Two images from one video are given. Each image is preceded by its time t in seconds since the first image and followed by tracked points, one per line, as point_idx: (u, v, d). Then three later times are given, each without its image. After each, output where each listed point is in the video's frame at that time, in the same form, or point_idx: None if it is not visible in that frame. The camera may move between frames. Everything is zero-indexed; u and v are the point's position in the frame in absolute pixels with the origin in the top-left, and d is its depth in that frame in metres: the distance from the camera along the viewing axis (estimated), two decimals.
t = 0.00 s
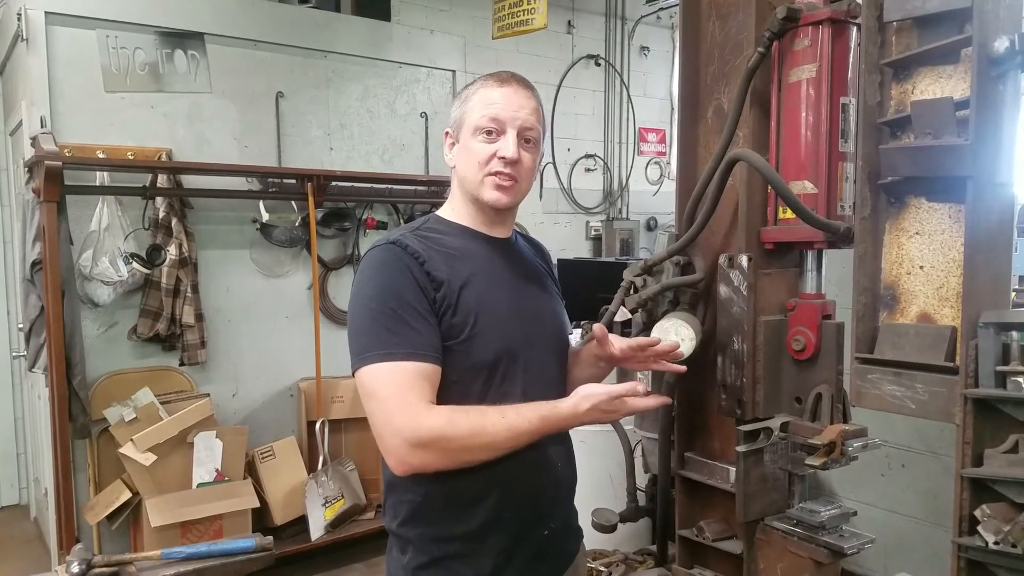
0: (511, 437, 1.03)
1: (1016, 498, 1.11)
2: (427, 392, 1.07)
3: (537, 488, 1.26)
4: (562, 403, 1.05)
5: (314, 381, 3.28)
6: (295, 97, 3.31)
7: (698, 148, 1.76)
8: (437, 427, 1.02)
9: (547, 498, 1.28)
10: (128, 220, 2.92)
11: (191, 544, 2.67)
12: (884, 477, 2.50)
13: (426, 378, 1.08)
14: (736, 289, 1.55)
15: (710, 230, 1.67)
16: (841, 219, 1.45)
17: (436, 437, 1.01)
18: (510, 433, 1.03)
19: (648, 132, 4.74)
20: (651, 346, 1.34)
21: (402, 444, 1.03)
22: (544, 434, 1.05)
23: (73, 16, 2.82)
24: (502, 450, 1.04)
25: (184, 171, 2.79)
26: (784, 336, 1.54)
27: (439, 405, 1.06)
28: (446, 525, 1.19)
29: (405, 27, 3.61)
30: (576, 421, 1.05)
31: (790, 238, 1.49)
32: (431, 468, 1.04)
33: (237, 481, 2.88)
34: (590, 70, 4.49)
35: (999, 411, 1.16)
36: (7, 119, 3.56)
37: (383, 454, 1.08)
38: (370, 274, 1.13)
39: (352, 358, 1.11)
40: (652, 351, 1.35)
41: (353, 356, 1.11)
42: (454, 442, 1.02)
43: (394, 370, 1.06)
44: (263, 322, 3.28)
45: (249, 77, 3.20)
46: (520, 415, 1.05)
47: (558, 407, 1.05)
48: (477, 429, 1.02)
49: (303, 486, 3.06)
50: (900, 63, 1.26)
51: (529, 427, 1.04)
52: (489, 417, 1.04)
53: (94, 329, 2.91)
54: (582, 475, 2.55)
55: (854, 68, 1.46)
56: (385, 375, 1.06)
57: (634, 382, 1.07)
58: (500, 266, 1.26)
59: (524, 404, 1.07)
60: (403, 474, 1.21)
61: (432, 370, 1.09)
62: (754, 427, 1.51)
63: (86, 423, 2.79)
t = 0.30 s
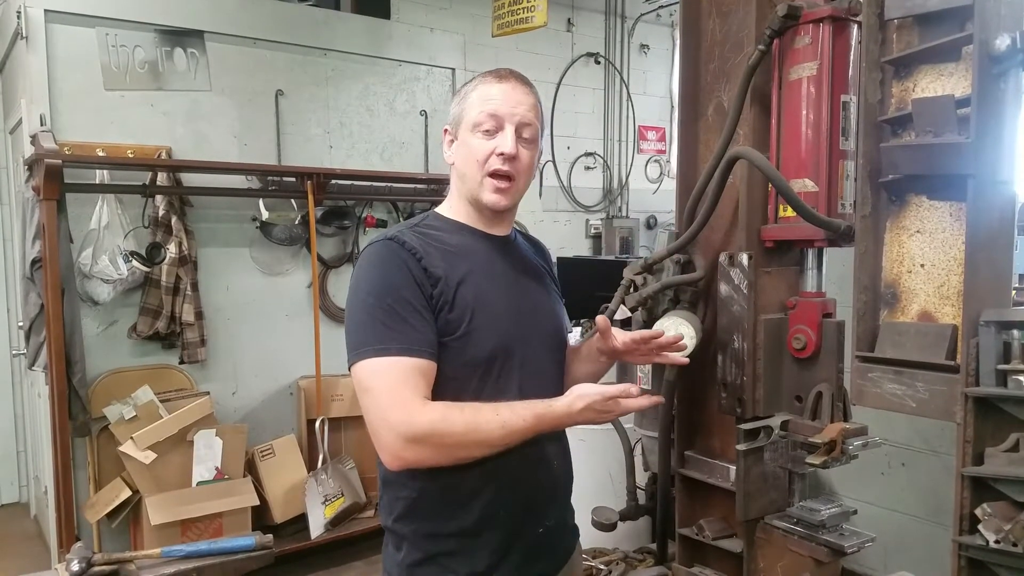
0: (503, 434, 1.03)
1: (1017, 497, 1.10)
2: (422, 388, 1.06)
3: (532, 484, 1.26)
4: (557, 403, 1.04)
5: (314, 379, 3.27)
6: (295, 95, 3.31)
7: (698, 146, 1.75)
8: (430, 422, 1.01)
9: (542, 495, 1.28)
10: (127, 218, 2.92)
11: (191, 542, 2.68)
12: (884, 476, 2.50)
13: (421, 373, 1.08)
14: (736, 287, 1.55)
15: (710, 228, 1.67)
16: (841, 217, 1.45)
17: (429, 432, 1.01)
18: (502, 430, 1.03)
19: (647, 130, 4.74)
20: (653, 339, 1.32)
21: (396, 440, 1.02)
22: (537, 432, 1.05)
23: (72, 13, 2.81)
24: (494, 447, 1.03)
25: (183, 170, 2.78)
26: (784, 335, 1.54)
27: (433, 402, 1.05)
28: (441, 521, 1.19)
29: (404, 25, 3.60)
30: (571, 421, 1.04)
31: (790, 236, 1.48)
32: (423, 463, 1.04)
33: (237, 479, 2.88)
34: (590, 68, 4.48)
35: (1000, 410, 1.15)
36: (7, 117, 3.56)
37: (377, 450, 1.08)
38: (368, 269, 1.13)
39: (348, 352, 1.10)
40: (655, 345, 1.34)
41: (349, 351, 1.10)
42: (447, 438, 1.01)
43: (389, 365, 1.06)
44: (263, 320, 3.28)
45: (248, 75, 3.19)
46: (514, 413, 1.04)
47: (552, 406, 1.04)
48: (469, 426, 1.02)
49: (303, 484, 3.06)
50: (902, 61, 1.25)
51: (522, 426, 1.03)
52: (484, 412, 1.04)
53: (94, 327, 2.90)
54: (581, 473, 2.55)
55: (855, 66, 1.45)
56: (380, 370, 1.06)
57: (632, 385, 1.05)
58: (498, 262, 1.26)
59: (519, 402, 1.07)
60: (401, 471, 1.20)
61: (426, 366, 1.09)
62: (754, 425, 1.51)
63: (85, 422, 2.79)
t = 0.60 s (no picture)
0: (512, 427, 1.05)
1: (1017, 496, 1.11)
2: (428, 383, 1.06)
3: (527, 483, 1.26)
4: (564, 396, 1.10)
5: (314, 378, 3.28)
6: (295, 94, 3.31)
7: (698, 146, 1.75)
8: (443, 413, 1.02)
9: (537, 494, 1.28)
10: (127, 217, 2.92)
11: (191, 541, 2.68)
12: (884, 475, 2.50)
13: (428, 367, 1.07)
14: (736, 286, 1.55)
15: (711, 227, 1.67)
16: (841, 216, 1.45)
17: (440, 421, 1.01)
18: (510, 423, 1.05)
19: (647, 128, 4.73)
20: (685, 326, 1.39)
21: (405, 432, 1.01)
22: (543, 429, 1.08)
23: (72, 12, 2.81)
24: (502, 440, 1.05)
25: (183, 168, 2.78)
26: (784, 333, 1.54)
27: (439, 395, 1.05)
28: (439, 518, 1.19)
29: (404, 24, 3.60)
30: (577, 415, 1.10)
31: (790, 235, 1.48)
32: (433, 457, 1.03)
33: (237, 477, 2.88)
34: (590, 66, 4.48)
35: (1000, 409, 1.15)
36: (6, 115, 3.55)
37: (383, 446, 1.06)
38: (372, 266, 1.13)
39: (352, 349, 1.10)
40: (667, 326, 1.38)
41: (353, 348, 1.10)
42: (455, 429, 1.02)
43: (396, 360, 1.05)
44: (262, 319, 3.28)
45: (248, 74, 3.19)
46: (521, 406, 1.07)
47: (557, 396, 1.10)
48: (480, 418, 1.03)
49: (303, 483, 3.06)
50: (902, 59, 1.25)
51: (529, 416, 1.06)
52: (490, 405, 1.05)
53: (93, 326, 2.90)
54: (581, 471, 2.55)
55: (855, 65, 1.45)
56: (387, 365, 1.05)
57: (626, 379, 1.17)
58: (501, 260, 1.26)
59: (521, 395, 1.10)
60: (399, 469, 1.21)
61: (433, 361, 1.09)
62: (754, 424, 1.51)
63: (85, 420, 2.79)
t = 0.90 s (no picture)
0: (478, 371, 0.95)
1: (1016, 497, 1.11)
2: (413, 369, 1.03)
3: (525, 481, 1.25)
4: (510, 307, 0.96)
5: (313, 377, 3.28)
6: (296, 93, 3.31)
7: (698, 146, 1.75)
8: (407, 402, 0.96)
9: (535, 492, 1.26)
10: (128, 215, 2.92)
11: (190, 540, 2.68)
12: (883, 475, 2.50)
13: (416, 357, 1.05)
14: (736, 287, 1.55)
15: (710, 228, 1.67)
16: (841, 218, 1.45)
17: (412, 410, 0.96)
18: (474, 369, 0.95)
19: (647, 129, 4.74)
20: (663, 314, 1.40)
21: (394, 427, 0.98)
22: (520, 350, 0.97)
23: (74, 11, 2.82)
24: (480, 384, 0.96)
25: (184, 167, 2.78)
26: (784, 334, 1.54)
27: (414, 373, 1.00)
28: (437, 515, 1.19)
29: (404, 23, 3.60)
30: (545, 312, 0.96)
31: (790, 236, 1.49)
32: (432, 439, 0.98)
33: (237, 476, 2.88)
34: (590, 67, 4.48)
35: (999, 410, 1.16)
36: (7, 114, 3.56)
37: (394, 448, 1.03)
38: (363, 264, 1.13)
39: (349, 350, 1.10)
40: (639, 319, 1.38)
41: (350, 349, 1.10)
42: (430, 400, 0.95)
43: (386, 354, 1.04)
44: (262, 318, 3.28)
45: (248, 73, 3.19)
46: (477, 345, 0.96)
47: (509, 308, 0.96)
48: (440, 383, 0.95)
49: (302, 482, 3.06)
50: (902, 61, 1.26)
51: (490, 348, 0.95)
52: (450, 359, 0.97)
53: (94, 324, 2.91)
54: (580, 471, 2.55)
55: (855, 66, 1.45)
56: (378, 361, 1.04)
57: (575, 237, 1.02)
58: (495, 256, 1.26)
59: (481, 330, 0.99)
60: (398, 468, 1.21)
61: (420, 351, 1.07)
62: (753, 425, 1.51)
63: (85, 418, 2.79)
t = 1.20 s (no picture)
0: (416, 416, 0.99)
1: (1016, 498, 1.11)
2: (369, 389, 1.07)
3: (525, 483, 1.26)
4: (459, 363, 0.98)
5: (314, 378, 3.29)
6: (297, 94, 3.31)
7: (698, 147, 1.76)
8: (344, 424, 1.03)
9: (537, 495, 1.26)
10: (129, 216, 2.92)
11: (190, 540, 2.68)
12: (883, 477, 2.50)
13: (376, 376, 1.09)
14: (736, 288, 1.56)
15: (710, 229, 1.67)
16: (841, 219, 1.45)
17: (351, 429, 1.02)
18: (412, 413, 0.99)
19: (648, 130, 4.74)
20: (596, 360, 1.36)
21: (334, 438, 1.06)
22: (462, 403, 1.00)
23: (76, 12, 2.82)
24: (413, 431, 1.00)
25: (185, 168, 2.79)
26: (784, 335, 1.54)
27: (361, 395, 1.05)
28: (438, 517, 1.20)
29: (405, 24, 3.61)
30: (486, 377, 0.97)
31: (789, 237, 1.49)
32: (362, 458, 1.05)
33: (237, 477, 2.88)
34: (591, 68, 4.49)
35: (999, 411, 1.16)
36: (9, 114, 3.57)
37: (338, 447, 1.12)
38: (353, 270, 1.14)
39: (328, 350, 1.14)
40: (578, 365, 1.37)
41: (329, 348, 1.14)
42: (363, 430, 1.01)
43: (350, 367, 1.08)
44: (263, 318, 3.28)
45: (249, 73, 3.20)
46: (421, 392, 1.00)
47: (457, 368, 0.98)
48: (377, 418, 1.01)
49: (302, 483, 3.06)
50: (902, 63, 1.26)
51: (429, 399, 0.99)
52: (393, 396, 1.01)
53: (94, 325, 2.91)
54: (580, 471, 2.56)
55: (855, 67, 1.45)
56: (340, 372, 1.08)
57: (533, 293, 0.98)
58: (493, 264, 1.24)
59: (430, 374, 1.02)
60: (399, 468, 1.21)
61: (386, 371, 1.10)
62: (754, 426, 1.51)
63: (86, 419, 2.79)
